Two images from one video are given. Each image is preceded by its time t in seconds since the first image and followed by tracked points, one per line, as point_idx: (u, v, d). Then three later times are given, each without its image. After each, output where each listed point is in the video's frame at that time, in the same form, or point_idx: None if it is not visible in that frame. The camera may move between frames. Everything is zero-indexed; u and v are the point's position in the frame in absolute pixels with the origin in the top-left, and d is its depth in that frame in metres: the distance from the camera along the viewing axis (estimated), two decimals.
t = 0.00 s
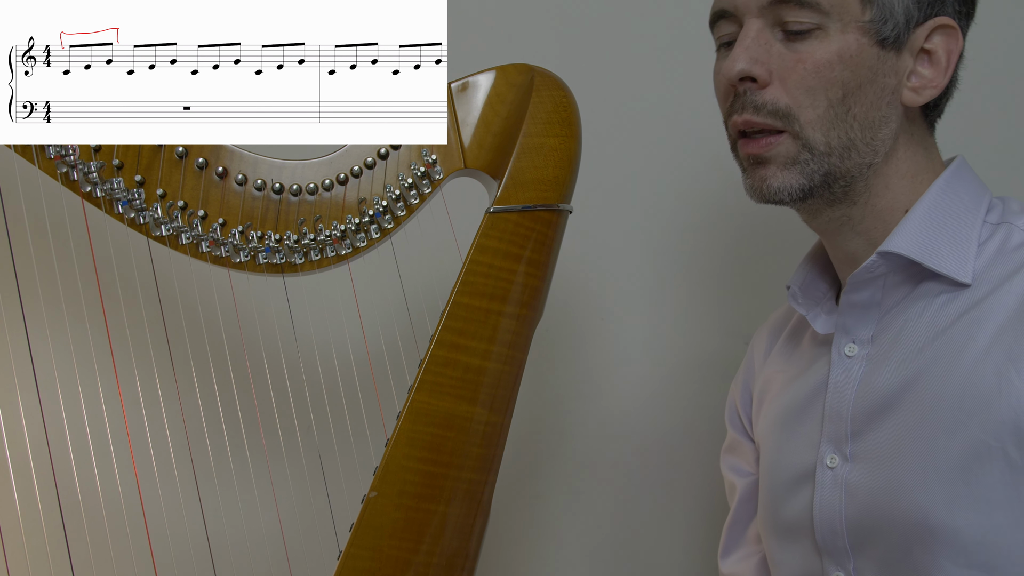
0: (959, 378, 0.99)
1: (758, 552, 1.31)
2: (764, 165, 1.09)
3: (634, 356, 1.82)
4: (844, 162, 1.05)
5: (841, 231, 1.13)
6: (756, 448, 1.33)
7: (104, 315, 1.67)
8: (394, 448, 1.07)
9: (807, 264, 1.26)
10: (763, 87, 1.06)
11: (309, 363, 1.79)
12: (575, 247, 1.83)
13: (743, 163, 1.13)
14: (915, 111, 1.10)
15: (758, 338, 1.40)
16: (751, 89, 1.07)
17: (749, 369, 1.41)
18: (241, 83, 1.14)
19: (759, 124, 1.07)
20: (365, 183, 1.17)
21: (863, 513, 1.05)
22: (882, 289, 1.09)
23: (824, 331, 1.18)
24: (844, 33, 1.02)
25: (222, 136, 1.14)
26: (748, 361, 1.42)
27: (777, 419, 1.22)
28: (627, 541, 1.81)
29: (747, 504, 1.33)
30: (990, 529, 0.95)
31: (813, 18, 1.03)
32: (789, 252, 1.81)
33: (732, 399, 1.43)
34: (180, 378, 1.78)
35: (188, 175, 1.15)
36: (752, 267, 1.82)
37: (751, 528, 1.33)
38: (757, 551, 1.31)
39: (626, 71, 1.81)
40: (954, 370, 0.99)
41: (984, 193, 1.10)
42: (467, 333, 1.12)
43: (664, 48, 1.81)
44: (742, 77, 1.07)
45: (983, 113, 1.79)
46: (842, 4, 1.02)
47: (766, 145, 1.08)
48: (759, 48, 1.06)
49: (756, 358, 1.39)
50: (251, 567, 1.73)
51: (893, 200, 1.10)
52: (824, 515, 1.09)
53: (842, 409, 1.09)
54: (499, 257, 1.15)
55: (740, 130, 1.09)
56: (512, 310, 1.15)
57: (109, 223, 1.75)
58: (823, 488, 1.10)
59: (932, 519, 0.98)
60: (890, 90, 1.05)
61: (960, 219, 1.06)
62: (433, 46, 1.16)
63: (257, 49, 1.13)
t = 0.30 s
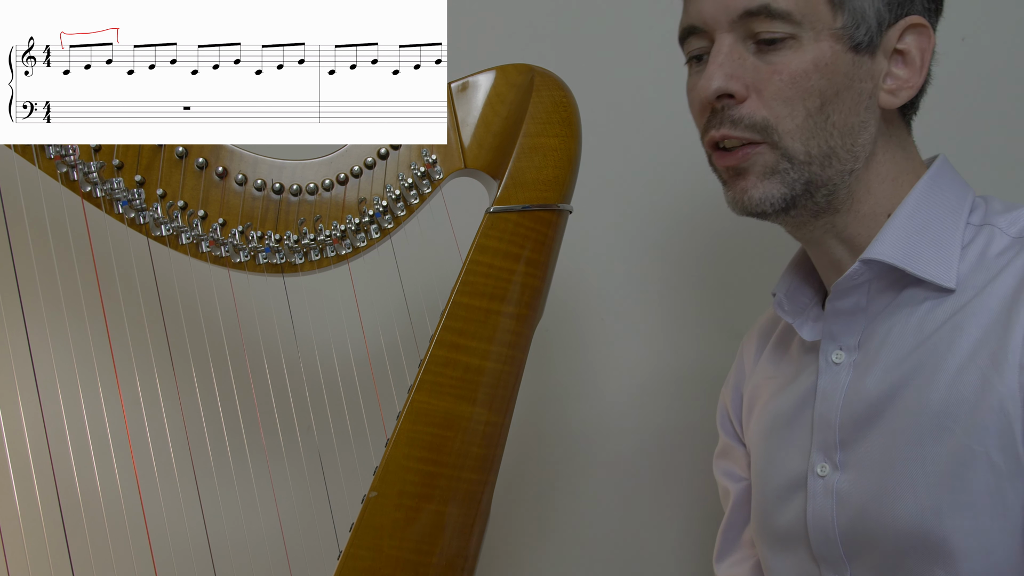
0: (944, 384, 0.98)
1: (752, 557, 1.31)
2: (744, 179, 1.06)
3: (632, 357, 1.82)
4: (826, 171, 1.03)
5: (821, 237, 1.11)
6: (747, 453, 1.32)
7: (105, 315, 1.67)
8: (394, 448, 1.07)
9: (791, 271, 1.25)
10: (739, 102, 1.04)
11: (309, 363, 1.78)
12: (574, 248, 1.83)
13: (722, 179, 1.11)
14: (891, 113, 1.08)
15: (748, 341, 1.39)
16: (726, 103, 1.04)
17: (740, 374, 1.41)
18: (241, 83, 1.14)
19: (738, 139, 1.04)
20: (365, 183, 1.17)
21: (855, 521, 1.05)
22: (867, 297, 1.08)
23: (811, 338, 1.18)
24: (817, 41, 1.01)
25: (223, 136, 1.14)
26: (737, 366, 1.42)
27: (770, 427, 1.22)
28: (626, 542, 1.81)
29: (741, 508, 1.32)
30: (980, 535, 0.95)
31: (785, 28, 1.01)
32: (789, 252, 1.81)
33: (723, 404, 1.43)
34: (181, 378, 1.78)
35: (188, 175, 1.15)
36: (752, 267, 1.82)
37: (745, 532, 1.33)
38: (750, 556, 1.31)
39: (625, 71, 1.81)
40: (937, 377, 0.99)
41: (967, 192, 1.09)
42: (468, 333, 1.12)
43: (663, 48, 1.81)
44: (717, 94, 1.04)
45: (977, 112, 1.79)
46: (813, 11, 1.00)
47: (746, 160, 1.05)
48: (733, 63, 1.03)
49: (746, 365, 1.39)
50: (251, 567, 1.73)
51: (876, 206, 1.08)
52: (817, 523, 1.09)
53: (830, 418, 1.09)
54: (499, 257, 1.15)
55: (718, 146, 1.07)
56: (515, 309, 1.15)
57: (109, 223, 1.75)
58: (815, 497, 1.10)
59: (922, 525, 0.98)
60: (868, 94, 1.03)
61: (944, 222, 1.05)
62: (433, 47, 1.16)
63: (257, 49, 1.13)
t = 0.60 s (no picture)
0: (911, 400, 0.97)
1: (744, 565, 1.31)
2: (705, 207, 1.08)
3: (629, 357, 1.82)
4: (784, 192, 1.06)
5: (789, 256, 1.12)
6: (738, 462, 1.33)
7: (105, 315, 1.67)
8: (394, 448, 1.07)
9: (763, 290, 1.24)
10: (693, 132, 1.06)
11: (309, 363, 1.80)
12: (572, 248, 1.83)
13: (683, 207, 1.13)
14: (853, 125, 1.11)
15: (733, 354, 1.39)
16: (681, 134, 1.06)
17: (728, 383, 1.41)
18: (241, 83, 1.16)
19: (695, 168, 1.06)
20: (365, 183, 1.17)
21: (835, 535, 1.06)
22: (836, 313, 1.08)
23: (787, 353, 1.18)
24: (766, 65, 1.05)
25: (223, 136, 1.16)
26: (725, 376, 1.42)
27: (754, 443, 1.22)
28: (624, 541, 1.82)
29: (738, 518, 1.33)
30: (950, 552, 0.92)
31: (732, 54, 1.05)
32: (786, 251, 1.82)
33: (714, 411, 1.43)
34: (180, 378, 1.79)
35: (188, 175, 1.13)
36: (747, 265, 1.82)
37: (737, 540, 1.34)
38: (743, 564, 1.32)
39: (625, 71, 1.81)
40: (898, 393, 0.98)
41: (932, 198, 1.07)
42: (468, 332, 1.12)
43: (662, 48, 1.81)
44: (671, 125, 1.06)
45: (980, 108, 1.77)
46: (760, 35, 1.05)
47: (705, 189, 1.07)
48: (684, 93, 1.05)
49: (733, 382, 1.39)
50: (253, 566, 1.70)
51: (840, 221, 1.10)
52: (800, 540, 1.09)
53: (806, 435, 1.08)
54: (498, 257, 1.15)
55: (676, 177, 1.09)
56: (519, 309, 1.15)
57: (109, 223, 1.75)
58: (796, 515, 1.10)
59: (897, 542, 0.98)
60: (822, 111, 1.07)
61: (907, 232, 1.03)
62: (433, 47, 1.18)
63: (257, 49, 1.14)
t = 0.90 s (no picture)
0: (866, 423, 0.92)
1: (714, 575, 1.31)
2: (648, 235, 1.05)
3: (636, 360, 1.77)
4: (727, 214, 1.01)
5: (744, 271, 1.08)
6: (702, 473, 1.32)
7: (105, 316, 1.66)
8: (394, 447, 1.06)
9: (715, 302, 1.20)
10: (625, 159, 1.02)
11: (309, 363, 1.79)
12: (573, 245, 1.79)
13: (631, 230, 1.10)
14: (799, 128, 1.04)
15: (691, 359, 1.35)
16: (614, 162, 1.03)
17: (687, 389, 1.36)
18: (241, 83, 1.14)
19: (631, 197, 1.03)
20: (365, 183, 1.17)
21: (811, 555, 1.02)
22: (790, 329, 1.04)
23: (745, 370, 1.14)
24: (694, 82, 0.99)
25: (221, 136, 1.14)
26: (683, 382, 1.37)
27: (716, 465, 1.22)
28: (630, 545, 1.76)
29: (708, 529, 1.33)
30: None
31: (656, 75, 0.99)
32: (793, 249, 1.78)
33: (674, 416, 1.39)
34: (180, 379, 1.79)
35: (188, 175, 1.14)
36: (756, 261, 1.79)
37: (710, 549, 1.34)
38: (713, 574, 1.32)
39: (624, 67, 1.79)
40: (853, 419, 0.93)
41: (884, 200, 1.01)
42: (468, 332, 1.12)
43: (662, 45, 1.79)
44: (601, 154, 1.03)
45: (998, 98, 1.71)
46: (683, 52, 0.99)
47: (653, 218, 1.04)
48: (612, 119, 1.01)
49: (691, 397, 1.35)
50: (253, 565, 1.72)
51: (794, 231, 1.04)
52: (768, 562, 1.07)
53: (767, 457, 1.04)
54: (498, 257, 1.15)
55: (616, 204, 1.06)
56: (518, 310, 1.15)
57: (109, 223, 1.75)
58: (762, 538, 1.07)
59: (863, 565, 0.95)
60: (761, 122, 1.01)
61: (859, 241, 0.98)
62: (433, 47, 1.15)
63: (257, 49, 1.13)
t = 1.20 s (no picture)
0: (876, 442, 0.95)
1: None
2: (618, 258, 1.05)
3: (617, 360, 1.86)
4: (699, 232, 1.03)
5: (723, 288, 1.10)
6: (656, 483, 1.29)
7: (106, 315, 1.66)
8: (394, 447, 1.06)
9: (691, 315, 1.21)
10: (590, 181, 1.03)
11: (309, 363, 1.79)
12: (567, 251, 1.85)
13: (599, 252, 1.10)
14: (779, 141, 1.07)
15: (650, 370, 1.34)
16: (579, 186, 1.03)
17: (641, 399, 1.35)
18: (241, 83, 1.14)
19: (598, 221, 1.03)
20: (365, 183, 1.18)
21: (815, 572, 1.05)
22: (780, 347, 1.06)
23: (728, 388, 1.15)
24: (659, 101, 0.99)
25: (222, 136, 1.15)
26: (634, 392, 1.35)
27: (694, 484, 1.22)
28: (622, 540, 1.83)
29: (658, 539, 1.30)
30: None
31: (618, 94, 0.99)
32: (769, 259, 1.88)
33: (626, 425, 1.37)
34: (181, 379, 1.79)
35: (188, 175, 1.14)
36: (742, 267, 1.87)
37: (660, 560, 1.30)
38: None
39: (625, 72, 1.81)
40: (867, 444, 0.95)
41: (873, 208, 1.06)
42: (468, 332, 1.13)
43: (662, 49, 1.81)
44: (566, 178, 1.03)
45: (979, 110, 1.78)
46: (646, 69, 0.99)
47: (613, 238, 1.04)
48: (575, 142, 1.01)
49: (645, 411, 1.33)
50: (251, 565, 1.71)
51: (773, 245, 1.07)
52: None
53: (763, 480, 1.06)
54: (499, 257, 1.16)
55: (583, 228, 1.06)
56: (518, 311, 1.16)
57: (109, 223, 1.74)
58: (760, 562, 1.08)
59: None
60: (732, 137, 1.03)
61: (854, 251, 1.02)
62: (433, 47, 1.16)
63: (257, 49, 1.13)
